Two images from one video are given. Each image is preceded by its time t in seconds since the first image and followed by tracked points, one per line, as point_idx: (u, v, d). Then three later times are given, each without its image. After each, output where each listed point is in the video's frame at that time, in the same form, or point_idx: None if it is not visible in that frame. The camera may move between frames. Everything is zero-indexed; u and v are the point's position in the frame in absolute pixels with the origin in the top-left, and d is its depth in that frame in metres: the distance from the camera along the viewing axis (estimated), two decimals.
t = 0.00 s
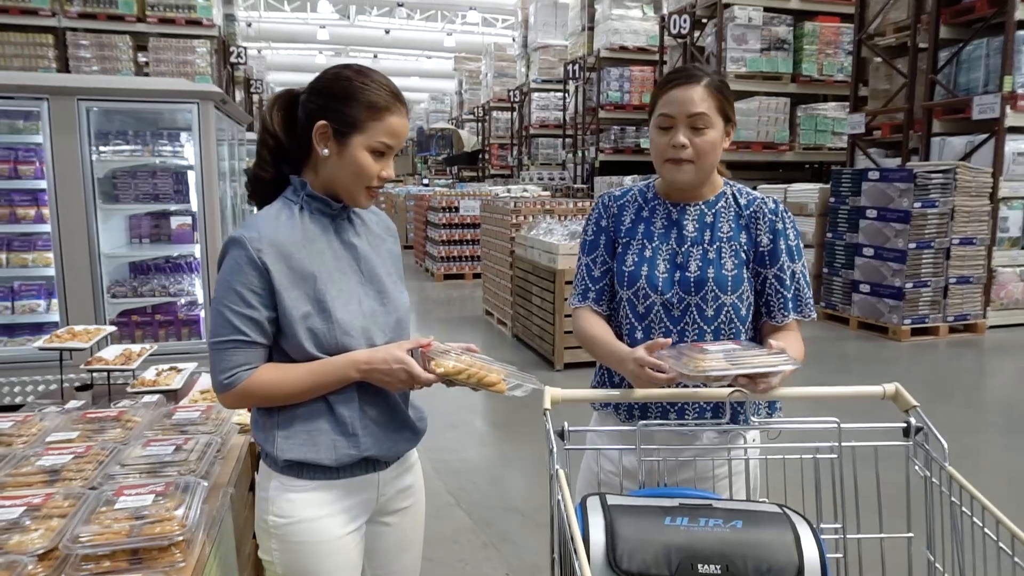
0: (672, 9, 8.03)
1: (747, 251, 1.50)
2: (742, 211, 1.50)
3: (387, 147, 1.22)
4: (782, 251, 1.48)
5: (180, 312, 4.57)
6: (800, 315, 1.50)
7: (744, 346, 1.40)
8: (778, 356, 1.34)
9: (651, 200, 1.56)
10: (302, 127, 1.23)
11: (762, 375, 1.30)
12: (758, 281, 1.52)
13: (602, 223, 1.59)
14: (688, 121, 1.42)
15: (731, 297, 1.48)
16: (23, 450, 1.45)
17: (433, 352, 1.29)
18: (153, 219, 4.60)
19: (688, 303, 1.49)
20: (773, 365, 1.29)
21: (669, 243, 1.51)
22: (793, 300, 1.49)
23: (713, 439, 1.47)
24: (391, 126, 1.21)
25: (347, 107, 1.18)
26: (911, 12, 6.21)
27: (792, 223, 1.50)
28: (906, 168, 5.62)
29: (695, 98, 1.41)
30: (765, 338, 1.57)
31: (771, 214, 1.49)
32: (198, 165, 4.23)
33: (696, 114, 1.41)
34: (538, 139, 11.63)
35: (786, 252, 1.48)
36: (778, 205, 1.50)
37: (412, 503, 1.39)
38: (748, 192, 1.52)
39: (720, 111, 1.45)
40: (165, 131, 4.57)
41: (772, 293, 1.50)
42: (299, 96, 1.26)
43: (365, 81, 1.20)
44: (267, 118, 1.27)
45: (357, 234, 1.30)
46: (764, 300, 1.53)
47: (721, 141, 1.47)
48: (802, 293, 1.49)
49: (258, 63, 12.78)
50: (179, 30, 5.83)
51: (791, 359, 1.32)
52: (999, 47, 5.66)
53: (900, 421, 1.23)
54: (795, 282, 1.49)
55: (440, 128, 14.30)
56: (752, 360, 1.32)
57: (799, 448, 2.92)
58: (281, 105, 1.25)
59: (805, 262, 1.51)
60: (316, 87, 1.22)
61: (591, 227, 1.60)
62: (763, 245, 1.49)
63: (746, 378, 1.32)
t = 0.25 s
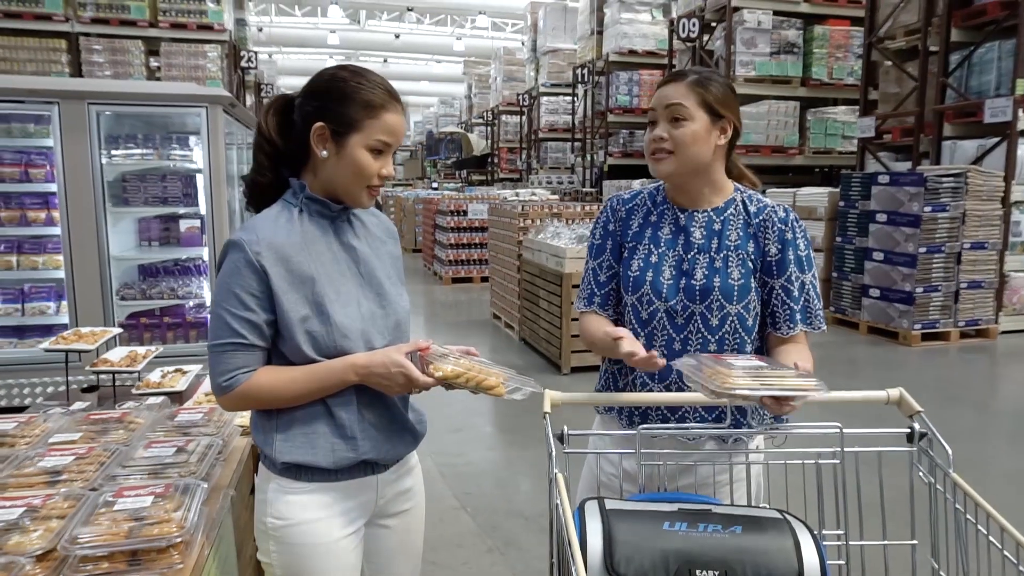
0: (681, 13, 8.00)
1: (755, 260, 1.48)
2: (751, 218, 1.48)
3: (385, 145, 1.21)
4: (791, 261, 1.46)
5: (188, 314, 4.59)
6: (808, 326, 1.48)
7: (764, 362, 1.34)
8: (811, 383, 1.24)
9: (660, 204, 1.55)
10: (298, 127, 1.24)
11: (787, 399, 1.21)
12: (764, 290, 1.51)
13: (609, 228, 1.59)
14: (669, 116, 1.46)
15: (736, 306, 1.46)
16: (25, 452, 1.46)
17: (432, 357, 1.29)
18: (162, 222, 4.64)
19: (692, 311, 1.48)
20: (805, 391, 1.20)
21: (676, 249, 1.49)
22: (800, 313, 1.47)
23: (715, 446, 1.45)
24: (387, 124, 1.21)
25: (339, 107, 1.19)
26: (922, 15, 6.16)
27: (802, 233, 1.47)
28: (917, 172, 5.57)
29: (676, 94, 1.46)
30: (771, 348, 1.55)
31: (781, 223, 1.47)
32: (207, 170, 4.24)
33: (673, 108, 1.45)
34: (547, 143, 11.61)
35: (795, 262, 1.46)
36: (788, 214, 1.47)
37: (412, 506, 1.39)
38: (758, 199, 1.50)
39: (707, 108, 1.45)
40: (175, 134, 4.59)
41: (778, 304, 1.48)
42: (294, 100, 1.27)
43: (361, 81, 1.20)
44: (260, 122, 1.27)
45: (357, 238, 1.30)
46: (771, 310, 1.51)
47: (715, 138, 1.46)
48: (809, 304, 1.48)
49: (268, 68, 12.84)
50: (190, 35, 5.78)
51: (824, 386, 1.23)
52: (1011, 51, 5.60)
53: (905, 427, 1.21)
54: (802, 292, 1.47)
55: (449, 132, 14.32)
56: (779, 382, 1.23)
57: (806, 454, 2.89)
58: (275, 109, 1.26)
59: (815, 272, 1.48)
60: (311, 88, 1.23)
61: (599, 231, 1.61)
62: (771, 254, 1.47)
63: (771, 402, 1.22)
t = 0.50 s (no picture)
0: (688, 17, 7.99)
1: (763, 266, 1.47)
2: (760, 224, 1.47)
3: (385, 139, 1.22)
4: (800, 267, 1.44)
5: (194, 318, 4.60)
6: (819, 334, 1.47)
7: (768, 372, 1.33)
8: (811, 395, 1.22)
9: (668, 209, 1.55)
10: (295, 133, 1.25)
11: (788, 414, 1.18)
12: (773, 297, 1.50)
13: (617, 232, 1.59)
14: (662, 124, 1.48)
15: (742, 313, 1.46)
16: (28, 454, 1.46)
17: (435, 364, 1.28)
18: (170, 226, 4.67)
19: (698, 318, 1.47)
20: (806, 407, 1.17)
21: (683, 255, 1.49)
22: (810, 320, 1.46)
23: (718, 453, 1.44)
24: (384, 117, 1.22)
25: (335, 108, 1.19)
26: (929, 18, 6.14)
27: (812, 239, 1.46)
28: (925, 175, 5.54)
29: (669, 102, 1.47)
30: (779, 355, 1.54)
31: (791, 229, 1.45)
32: (214, 174, 4.27)
33: (667, 116, 1.46)
34: (554, 147, 11.60)
35: (805, 268, 1.44)
36: (799, 220, 1.46)
37: (413, 511, 1.38)
38: (768, 204, 1.49)
39: (702, 111, 1.45)
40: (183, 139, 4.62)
41: (787, 311, 1.47)
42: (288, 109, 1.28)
43: (354, 80, 1.21)
44: (255, 133, 1.28)
45: (359, 242, 1.30)
46: (779, 317, 1.50)
47: (714, 140, 1.46)
48: (819, 312, 1.46)
49: (276, 72, 12.88)
50: (200, 40, 5.86)
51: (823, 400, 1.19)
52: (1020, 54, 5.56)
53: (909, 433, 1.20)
54: (812, 299, 1.46)
55: (456, 136, 14.34)
56: (779, 396, 1.21)
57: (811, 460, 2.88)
58: (266, 119, 1.27)
59: (826, 279, 1.47)
60: (304, 91, 1.23)
61: (606, 235, 1.60)
62: (780, 261, 1.46)
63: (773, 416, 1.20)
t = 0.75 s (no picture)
0: (692, 21, 7.99)
1: (770, 271, 1.45)
2: (766, 228, 1.46)
3: (383, 134, 1.22)
4: (808, 271, 1.43)
5: (197, 322, 4.61)
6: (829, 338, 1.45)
7: (768, 379, 1.32)
8: (807, 407, 1.21)
9: (673, 214, 1.54)
10: (292, 139, 1.23)
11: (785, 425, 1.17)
12: (781, 302, 1.48)
13: (622, 238, 1.58)
14: (671, 129, 1.46)
15: (748, 319, 1.44)
16: (25, 459, 1.45)
17: (437, 369, 1.27)
18: (173, 230, 4.69)
19: (703, 324, 1.45)
20: (788, 417, 1.16)
21: (687, 260, 1.48)
22: (820, 324, 1.44)
23: (723, 461, 1.42)
24: (380, 113, 1.22)
25: (331, 110, 1.18)
26: (934, 22, 6.12)
27: (820, 242, 1.44)
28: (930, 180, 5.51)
29: (674, 109, 1.45)
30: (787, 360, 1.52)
31: (798, 232, 1.44)
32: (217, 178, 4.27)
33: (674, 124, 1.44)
34: (558, 152, 11.59)
35: (813, 272, 1.43)
36: (806, 223, 1.44)
37: (414, 518, 1.37)
38: (775, 207, 1.48)
39: (707, 116, 1.43)
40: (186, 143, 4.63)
41: (796, 315, 1.45)
42: (279, 116, 1.27)
43: (344, 79, 1.20)
44: (240, 139, 1.26)
45: (359, 244, 1.29)
46: (787, 322, 1.48)
47: (723, 144, 1.44)
48: (828, 316, 1.44)
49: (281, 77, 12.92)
50: (204, 45, 5.86)
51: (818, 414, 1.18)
52: None
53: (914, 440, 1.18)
54: (819, 304, 1.44)
55: (460, 141, 14.34)
56: (776, 405, 1.20)
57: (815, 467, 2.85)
58: (257, 128, 1.27)
59: (834, 282, 1.45)
60: (295, 95, 1.22)
61: (611, 241, 1.59)
62: (787, 265, 1.44)
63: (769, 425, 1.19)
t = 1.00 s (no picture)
0: (695, 25, 7.98)
1: (776, 275, 1.44)
2: (772, 232, 1.44)
3: (379, 135, 1.21)
4: (815, 275, 1.41)
5: (199, 325, 4.60)
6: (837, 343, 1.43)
7: (767, 386, 1.31)
8: (808, 413, 1.19)
9: (678, 217, 1.52)
10: (290, 147, 1.22)
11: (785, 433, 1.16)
12: (787, 306, 1.47)
13: (626, 241, 1.56)
14: (677, 140, 1.43)
15: (752, 324, 1.43)
16: (21, 464, 1.44)
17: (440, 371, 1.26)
18: (175, 234, 4.68)
19: (707, 329, 1.44)
20: (799, 425, 1.14)
21: (692, 264, 1.46)
22: (827, 329, 1.43)
23: (726, 467, 1.41)
24: (374, 113, 1.20)
25: (324, 113, 1.17)
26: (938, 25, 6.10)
27: (827, 246, 1.43)
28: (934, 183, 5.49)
29: (680, 118, 1.42)
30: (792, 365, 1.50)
31: (805, 236, 1.42)
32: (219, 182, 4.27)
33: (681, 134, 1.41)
34: (560, 155, 11.59)
35: (820, 276, 1.41)
36: (813, 227, 1.43)
37: (415, 523, 1.36)
38: (782, 210, 1.46)
39: (714, 124, 1.40)
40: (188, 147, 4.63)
41: (802, 320, 1.44)
42: (274, 122, 1.25)
43: (335, 81, 1.19)
44: (235, 147, 1.25)
45: (357, 247, 1.28)
46: (793, 327, 1.47)
47: (730, 153, 1.41)
48: (836, 321, 1.43)
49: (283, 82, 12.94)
50: (206, 49, 5.80)
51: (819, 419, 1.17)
52: None
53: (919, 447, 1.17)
54: (827, 309, 1.42)
55: (463, 144, 14.35)
56: (776, 412, 1.19)
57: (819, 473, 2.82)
58: (250, 136, 1.26)
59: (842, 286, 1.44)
60: (289, 101, 1.21)
61: (615, 243, 1.57)
62: (794, 269, 1.43)
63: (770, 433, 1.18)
